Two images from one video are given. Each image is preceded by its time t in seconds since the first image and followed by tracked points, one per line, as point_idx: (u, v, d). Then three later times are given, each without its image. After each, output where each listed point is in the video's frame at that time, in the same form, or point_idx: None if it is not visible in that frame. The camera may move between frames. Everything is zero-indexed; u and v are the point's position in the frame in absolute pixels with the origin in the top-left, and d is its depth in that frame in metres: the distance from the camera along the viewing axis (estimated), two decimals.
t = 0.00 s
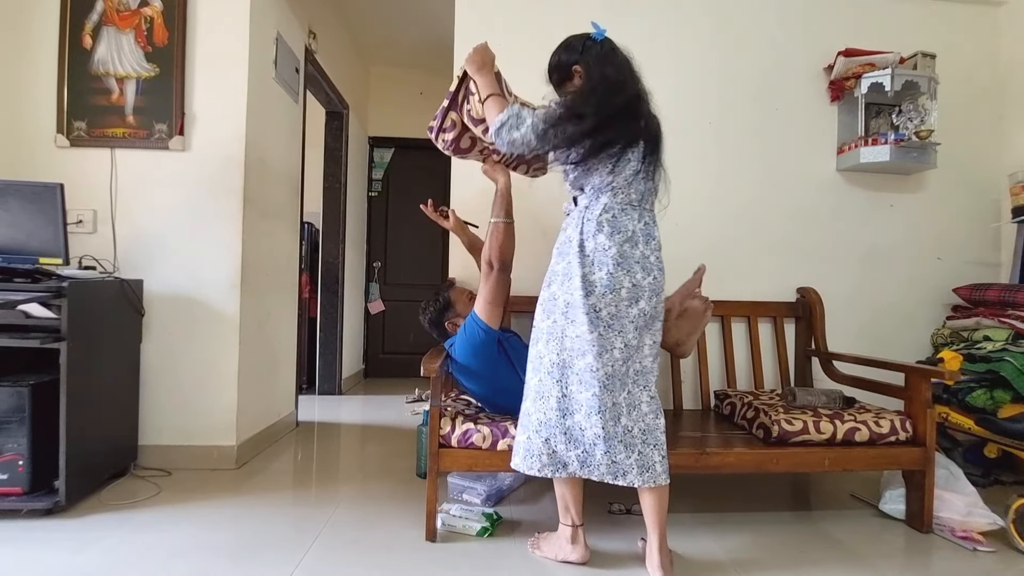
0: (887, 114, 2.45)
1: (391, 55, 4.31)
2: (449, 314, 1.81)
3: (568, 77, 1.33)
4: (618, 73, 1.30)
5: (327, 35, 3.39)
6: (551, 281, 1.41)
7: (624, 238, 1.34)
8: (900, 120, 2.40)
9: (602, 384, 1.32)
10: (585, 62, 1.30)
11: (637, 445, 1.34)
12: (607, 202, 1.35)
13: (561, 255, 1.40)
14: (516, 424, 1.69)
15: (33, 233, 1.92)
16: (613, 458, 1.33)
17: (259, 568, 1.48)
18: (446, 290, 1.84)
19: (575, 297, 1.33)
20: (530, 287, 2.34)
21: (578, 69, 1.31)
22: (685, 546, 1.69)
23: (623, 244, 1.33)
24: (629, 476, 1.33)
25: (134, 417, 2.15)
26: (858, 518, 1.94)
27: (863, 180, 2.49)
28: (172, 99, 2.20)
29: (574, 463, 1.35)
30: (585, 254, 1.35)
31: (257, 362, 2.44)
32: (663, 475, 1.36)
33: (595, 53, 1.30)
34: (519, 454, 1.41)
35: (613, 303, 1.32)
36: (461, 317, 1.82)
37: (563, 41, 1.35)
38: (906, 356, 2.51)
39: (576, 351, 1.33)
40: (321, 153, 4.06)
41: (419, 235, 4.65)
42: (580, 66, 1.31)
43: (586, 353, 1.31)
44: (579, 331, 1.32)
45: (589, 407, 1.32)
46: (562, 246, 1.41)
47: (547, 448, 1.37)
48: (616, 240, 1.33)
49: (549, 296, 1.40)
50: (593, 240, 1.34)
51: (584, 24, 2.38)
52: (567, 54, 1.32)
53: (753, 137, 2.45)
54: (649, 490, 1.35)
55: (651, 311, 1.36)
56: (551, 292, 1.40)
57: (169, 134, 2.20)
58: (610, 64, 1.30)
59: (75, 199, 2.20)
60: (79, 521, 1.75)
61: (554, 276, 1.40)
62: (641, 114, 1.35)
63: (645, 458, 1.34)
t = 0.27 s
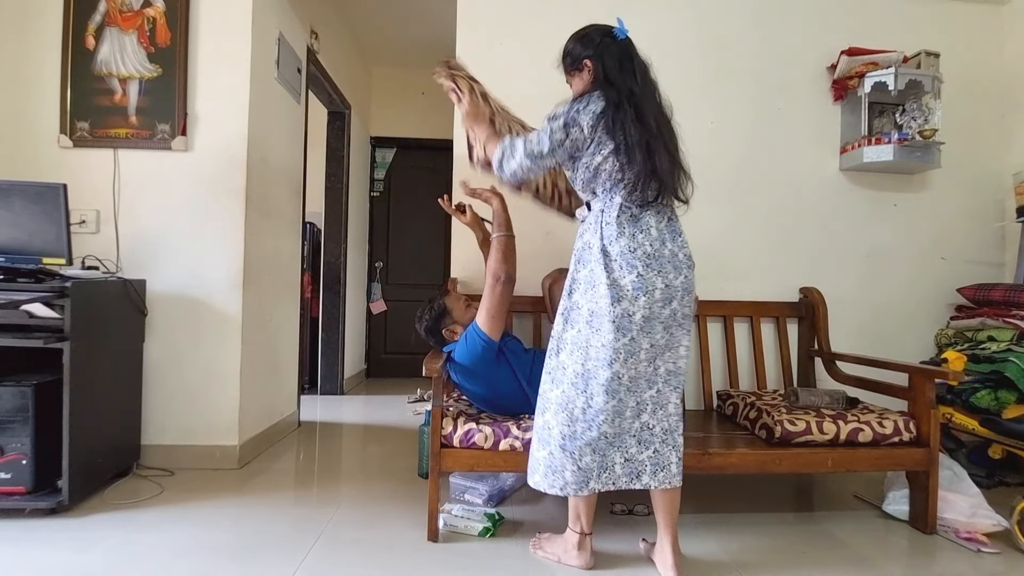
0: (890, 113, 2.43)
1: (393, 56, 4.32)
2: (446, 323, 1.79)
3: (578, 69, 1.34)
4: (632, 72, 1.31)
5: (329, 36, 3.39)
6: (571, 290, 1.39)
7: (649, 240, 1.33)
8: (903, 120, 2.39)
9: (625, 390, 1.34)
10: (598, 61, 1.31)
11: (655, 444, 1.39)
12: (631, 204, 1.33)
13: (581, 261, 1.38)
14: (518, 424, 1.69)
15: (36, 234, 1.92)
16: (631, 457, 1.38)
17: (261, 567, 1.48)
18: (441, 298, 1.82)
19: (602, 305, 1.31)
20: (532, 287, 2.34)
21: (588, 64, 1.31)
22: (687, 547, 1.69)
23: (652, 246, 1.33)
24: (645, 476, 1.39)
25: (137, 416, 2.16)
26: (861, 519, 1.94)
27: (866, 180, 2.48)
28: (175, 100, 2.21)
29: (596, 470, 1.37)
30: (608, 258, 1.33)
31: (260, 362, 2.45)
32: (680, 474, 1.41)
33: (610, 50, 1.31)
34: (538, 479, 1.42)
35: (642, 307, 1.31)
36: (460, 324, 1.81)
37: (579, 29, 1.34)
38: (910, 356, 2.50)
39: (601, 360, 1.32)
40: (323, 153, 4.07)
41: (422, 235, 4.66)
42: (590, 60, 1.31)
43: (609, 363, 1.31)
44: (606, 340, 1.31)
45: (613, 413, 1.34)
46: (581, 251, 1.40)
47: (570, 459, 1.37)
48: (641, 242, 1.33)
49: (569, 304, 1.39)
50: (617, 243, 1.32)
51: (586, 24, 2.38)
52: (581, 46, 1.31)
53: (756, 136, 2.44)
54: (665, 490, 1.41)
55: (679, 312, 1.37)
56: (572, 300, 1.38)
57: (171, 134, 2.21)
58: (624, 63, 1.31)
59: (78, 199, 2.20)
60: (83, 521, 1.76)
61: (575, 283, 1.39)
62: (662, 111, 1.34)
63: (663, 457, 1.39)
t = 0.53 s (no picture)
0: (891, 113, 2.43)
1: (394, 56, 4.32)
2: (445, 321, 1.78)
3: (607, 70, 1.35)
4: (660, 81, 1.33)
5: (330, 36, 3.39)
6: (594, 302, 1.38)
7: (677, 248, 1.33)
8: (905, 119, 2.38)
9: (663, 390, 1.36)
10: (628, 66, 1.32)
11: (710, 447, 1.39)
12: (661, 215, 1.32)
13: (606, 273, 1.38)
14: (518, 424, 1.68)
15: (36, 234, 1.92)
16: (688, 460, 1.39)
17: (262, 567, 1.49)
18: (441, 296, 1.82)
19: (625, 317, 1.33)
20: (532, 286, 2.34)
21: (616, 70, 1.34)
22: (689, 548, 1.69)
23: (682, 254, 1.33)
24: (708, 479, 1.39)
25: (138, 416, 2.16)
26: (863, 519, 1.93)
27: (867, 179, 2.48)
28: (176, 100, 2.21)
29: (653, 477, 1.38)
30: (633, 270, 1.34)
31: (261, 362, 2.45)
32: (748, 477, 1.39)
33: (642, 56, 1.32)
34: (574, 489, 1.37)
35: (670, 314, 1.32)
36: (458, 323, 1.80)
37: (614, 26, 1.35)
38: (911, 356, 2.50)
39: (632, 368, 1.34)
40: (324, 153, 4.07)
41: (422, 235, 4.66)
42: (620, 65, 1.33)
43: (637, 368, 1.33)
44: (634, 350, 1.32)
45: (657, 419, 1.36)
46: (606, 264, 1.39)
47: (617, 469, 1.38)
48: (669, 250, 1.33)
49: (597, 318, 1.36)
50: (641, 253, 1.34)
51: (587, 23, 2.38)
52: (614, 47, 1.33)
53: (757, 136, 2.44)
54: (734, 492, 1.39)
55: (712, 319, 1.36)
56: (599, 313, 1.36)
57: (172, 135, 2.21)
58: (653, 70, 1.33)
59: (79, 199, 2.20)
60: (84, 520, 1.76)
61: (597, 296, 1.37)
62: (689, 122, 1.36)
63: (722, 459, 1.39)
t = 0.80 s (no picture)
0: (885, 116, 2.46)
1: (394, 58, 4.35)
2: (441, 322, 1.79)
3: (689, 73, 1.33)
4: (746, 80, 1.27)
5: (331, 38, 3.42)
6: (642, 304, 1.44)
7: (722, 258, 1.32)
8: (898, 122, 2.42)
9: (712, 407, 1.33)
10: (712, 66, 1.28)
11: (755, 473, 1.32)
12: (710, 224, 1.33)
13: (653, 277, 1.43)
14: (518, 423, 1.71)
15: (41, 235, 1.95)
16: (730, 485, 1.31)
17: (266, 563, 1.51)
18: (437, 297, 1.85)
19: (666, 321, 1.36)
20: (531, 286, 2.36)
21: (702, 71, 1.30)
22: (685, 544, 1.72)
23: (726, 264, 1.31)
24: (751, 507, 1.31)
25: (142, 416, 2.18)
26: (857, 516, 1.96)
27: (862, 181, 2.51)
28: (179, 102, 2.23)
29: (689, 487, 1.36)
30: (677, 277, 1.37)
31: (263, 361, 2.48)
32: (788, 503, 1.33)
33: (726, 54, 1.28)
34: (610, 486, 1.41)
35: (712, 324, 1.31)
36: (452, 325, 1.79)
37: (694, 21, 1.32)
38: (905, 355, 2.53)
39: (672, 374, 1.35)
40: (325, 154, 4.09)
41: (422, 236, 4.68)
42: (704, 67, 1.29)
43: (681, 377, 1.33)
44: (673, 356, 1.34)
45: (697, 432, 1.33)
46: (654, 268, 1.43)
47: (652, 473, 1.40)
48: (713, 260, 1.32)
49: (640, 320, 1.42)
50: (686, 260, 1.35)
51: (586, 26, 2.40)
52: (695, 48, 1.30)
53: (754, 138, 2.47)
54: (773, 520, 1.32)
55: (756, 333, 1.32)
56: (642, 315, 1.42)
57: (175, 137, 2.23)
58: (737, 67, 1.27)
59: (83, 201, 2.23)
60: (89, 518, 1.79)
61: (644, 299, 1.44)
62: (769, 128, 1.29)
63: (767, 486, 1.32)
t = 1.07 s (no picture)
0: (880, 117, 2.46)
1: (390, 58, 4.34)
2: (440, 326, 1.80)
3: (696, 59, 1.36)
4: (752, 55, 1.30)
5: (326, 38, 3.41)
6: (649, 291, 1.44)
7: (722, 246, 1.31)
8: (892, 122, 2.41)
9: (714, 400, 1.31)
10: (716, 49, 1.32)
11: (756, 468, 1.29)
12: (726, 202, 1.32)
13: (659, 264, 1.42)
14: (514, 423, 1.70)
15: (34, 235, 1.93)
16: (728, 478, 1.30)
17: (263, 564, 1.51)
18: (433, 303, 1.85)
19: (669, 309, 1.35)
20: (528, 287, 2.37)
21: (708, 55, 1.34)
22: (681, 544, 1.72)
23: (724, 252, 1.30)
24: (743, 499, 1.30)
25: (136, 417, 2.17)
26: (852, 515, 1.97)
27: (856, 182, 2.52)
28: (174, 102, 2.22)
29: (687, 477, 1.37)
30: (679, 265, 1.36)
31: (258, 361, 2.47)
32: (787, 503, 1.31)
33: (727, 35, 1.32)
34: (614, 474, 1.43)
35: (711, 313, 1.29)
36: (452, 328, 1.80)
37: (689, 9, 1.35)
38: (899, 355, 2.54)
39: (674, 362, 1.35)
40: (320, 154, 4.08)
41: (418, 236, 4.68)
42: (709, 52, 1.33)
43: (682, 365, 1.33)
44: (675, 343, 1.34)
45: (695, 422, 1.33)
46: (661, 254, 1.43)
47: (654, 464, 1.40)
48: (712, 248, 1.31)
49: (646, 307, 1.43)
50: (685, 249, 1.35)
51: (582, 27, 2.41)
52: (690, 37, 1.34)
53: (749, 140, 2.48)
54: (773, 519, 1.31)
55: (757, 322, 1.30)
56: (648, 302, 1.43)
57: (170, 136, 2.22)
58: (743, 46, 1.31)
59: (76, 200, 2.21)
60: (82, 519, 1.77)
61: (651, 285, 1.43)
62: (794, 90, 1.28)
63: (766, 484, 1.29)
